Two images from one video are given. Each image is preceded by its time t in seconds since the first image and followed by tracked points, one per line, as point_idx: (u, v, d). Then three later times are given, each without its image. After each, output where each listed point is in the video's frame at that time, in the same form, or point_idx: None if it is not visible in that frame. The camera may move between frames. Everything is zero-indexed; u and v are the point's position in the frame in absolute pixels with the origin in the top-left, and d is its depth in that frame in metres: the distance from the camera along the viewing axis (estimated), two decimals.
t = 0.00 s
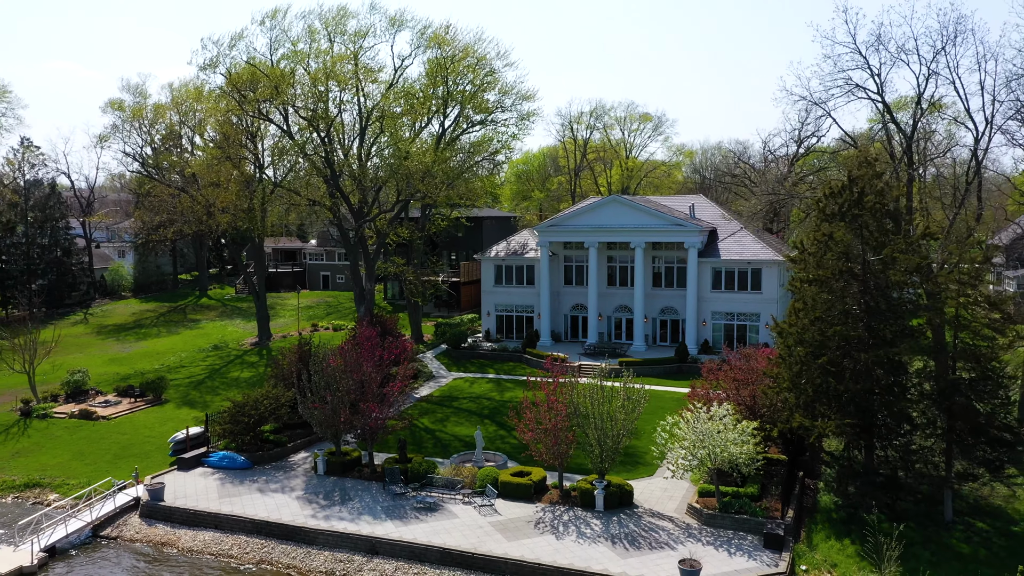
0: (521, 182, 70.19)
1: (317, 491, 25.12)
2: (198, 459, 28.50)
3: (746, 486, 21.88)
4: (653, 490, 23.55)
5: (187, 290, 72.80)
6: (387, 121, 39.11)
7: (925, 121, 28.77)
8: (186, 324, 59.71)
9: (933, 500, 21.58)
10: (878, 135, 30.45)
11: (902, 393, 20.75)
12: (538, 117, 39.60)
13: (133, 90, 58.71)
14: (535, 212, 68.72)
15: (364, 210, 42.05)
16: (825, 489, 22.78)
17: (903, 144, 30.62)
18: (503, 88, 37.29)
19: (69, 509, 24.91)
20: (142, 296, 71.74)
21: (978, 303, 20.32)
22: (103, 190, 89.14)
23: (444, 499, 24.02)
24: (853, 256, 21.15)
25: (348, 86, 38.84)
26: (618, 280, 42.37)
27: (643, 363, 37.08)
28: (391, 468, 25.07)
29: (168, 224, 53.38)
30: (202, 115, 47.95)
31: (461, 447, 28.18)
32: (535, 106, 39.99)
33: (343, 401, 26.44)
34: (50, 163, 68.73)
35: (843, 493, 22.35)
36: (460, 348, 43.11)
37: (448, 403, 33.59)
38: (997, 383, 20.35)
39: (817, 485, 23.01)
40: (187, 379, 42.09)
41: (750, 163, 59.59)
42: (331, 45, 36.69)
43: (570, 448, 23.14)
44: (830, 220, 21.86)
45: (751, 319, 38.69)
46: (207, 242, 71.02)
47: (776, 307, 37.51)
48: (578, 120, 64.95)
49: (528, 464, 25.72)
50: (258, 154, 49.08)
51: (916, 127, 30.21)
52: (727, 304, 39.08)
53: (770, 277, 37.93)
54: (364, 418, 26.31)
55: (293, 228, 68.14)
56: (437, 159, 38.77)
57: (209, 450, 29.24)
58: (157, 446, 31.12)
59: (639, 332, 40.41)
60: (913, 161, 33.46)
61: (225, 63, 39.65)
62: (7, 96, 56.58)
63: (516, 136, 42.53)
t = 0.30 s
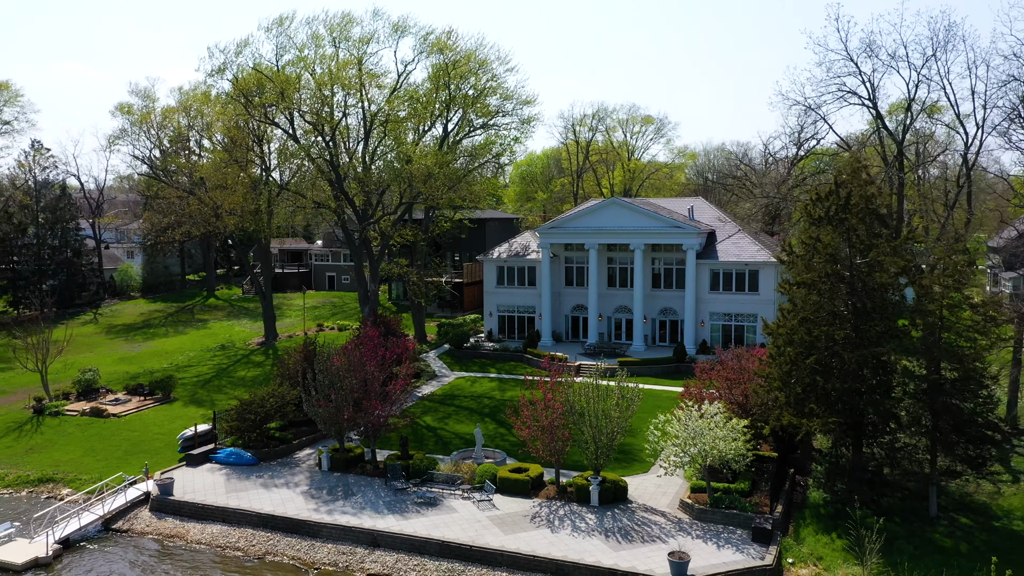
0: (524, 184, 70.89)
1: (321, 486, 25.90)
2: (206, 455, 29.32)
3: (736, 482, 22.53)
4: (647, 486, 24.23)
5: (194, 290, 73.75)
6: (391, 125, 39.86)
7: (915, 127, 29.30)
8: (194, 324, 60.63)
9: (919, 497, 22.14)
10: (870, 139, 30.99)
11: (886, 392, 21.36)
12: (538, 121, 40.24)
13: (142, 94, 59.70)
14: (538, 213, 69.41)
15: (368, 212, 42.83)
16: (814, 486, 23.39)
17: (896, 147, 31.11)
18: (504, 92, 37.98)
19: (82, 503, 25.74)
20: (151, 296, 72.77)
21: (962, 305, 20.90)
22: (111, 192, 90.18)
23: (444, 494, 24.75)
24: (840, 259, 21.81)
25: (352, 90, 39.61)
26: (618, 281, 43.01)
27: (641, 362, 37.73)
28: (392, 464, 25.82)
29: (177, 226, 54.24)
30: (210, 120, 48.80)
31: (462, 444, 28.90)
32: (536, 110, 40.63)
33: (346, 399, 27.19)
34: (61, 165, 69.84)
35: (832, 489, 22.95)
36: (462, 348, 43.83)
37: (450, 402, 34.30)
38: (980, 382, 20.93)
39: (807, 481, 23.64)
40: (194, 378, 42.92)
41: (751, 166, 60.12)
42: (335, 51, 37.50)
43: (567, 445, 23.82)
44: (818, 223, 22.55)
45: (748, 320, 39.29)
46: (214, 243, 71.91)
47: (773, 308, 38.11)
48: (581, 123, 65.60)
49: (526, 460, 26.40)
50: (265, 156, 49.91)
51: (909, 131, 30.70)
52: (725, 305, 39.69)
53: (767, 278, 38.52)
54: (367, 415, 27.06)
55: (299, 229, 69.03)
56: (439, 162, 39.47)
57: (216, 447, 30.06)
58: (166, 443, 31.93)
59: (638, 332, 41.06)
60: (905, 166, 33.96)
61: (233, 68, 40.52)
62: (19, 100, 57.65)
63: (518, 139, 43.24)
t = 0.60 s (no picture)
0: (527, 186, 71.63)
1: (325, 482, 26.66)
2: (214, 452, 30.14)
3: (727, 479, 23.19)
4: (642, 482, 24.91)
5: (202, 291, 74.72)
6: (395, 129, 40.70)
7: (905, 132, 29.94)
8: (201, 324, 61.55)
9: (906, 493, 22.76)
10: (863, 144, 31.62)
11: (873, 391, 22.00)
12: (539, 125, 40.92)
13: (150, 98, 60.71)
14: (541, 215, 70.10)
15: (371, 215, 43.63)
16: (804, 483, 24.02)
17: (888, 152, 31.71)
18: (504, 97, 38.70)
19: (94, 498, 26.59)
20: (159, 296, 73.77)
21: (945, 307, 21.53)
22: (120, 194, 91.35)
23: (445, 490, 25.50)
24: (829, 262, 22.47)
25: (356, 95, 40.44)
26: (618, 283, 43.67)
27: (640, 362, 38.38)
28: (395, 461, 26.57)
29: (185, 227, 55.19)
30: (217, 123, 49.70)
31: (462, 442, 29.63)
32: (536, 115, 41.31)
33: (350, 398, 27.93)
34: (71, 168, 70.95)
35: (821, 486, 23.57)
36: (465, 347, 44.55)
37: (452, 401, 35.02)
38: (964, 382, 21.54)
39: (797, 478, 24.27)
40: (202, 377, 43.79)
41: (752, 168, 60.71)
42: (340, 57, 38.35)
43: (563, 443, 24.51)
44: (807, 227, 23.22)
45: (746, 320, 39.90)
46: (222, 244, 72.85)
47: (770, 309, 38.71)
48: (583, 125, 66.31)
49: (525, 458, 27.11)
50: (271, 159, 50.78)
51: (900, 136, 31.33)
52: (723, 306, 40.30)
53: (764, 280, 39.11)
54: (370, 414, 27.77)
55: (305, 231, 69.92)
56: (442, 166, 40.22)
57: (223, 444, 30.87)
58: (175, 440, 32.77)
59: (638, 332, 41.72)
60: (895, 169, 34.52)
61: (240, 74, 41.41)
62: (31, 105, 58.72)
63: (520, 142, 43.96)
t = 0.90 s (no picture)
0: (531, 188, 72.27)
1: (330, 479, 27.42)
2: (221, 450, 30.94)
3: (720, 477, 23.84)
4: (637, 480, 25.56)
5: (209, 292, 75.67)
6: (399, 134, 41.47)
7: (897, 139, 30.51)
8: (208, 325, 62.46)
9: (893, 491, 23.34)
10: (856, 150, 32.21)
11: (861, 392, 22.60)
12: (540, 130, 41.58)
13: (159, 102, 61.71)
14: (544, 217, 70.72)
15: (376, 218, 44.43)
16: (795, 481, 24.63)
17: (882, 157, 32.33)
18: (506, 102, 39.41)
19: (106, 494, 27.42)
20: (167, 297, 74.81)
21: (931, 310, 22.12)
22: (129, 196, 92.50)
23: (445, 487, 26.22)
24: (819, 266, 23.08)
25: (361, 101, 41.22)
26: (618, 285, 44.31)
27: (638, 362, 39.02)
28: (397, 459, 27.30)
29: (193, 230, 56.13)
30: (225, 127, 50.57)
31: (463, 441, 30.33)
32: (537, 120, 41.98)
33: (354, 397, 28.67)
34: (81, 170, 72.07)
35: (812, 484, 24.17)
36: (467, 348, 45.28)
37: (454, 401, 35.73)
38: (949, 383, 22.11)
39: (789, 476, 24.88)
40: (210, 377, 44.64)
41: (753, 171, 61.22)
42: (345, 63, 39.13)
43: (560, 441, 25.18)
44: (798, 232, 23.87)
45: (744, 322, 40.50)
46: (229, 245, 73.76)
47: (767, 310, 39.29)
48: (585, 128, 66.94)
49: (524, 456, 27.79)
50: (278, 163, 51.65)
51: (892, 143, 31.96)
52: (721, 308, 40.90)
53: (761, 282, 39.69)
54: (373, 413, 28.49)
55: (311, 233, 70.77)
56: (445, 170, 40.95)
57: (231, 442, 31.68)
58: (183, 438, 33.61)
59: (637, 333, 42.35)
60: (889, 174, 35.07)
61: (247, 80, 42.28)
62: (42, 109, 59.77)
63: (522, 146, 44.68)
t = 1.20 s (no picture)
0: (534, 190, 73.04)
1: (333, 477, 28.18)
2: (228, 448, 31.71)
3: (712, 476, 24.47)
4: (632, 478, 26.20)
5: (216, 293, 76.58)
6: (403, 139, 42.27)
7: (888, 145, 31.12)
8: (215, 326, 63.33)
9: (882, 490, 23.89)
10: (849, 156, 32.82)
11: (850, 393, 23.22)
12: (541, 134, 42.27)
13: (167, 107, 62.69)
14: (547, 218, 71.41)
15: (379, 221, 45.22)
16: (786, 479, 25.23)
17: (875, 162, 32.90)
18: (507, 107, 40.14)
19: (116, 491, 28.23)
20: (175, 298, 75.79)
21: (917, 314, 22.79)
22: (137, 198, 93.58)
23: (445, 484, 26.95)
24: (809, 271, 23.71)
25: (365, 106, 42.00)
26: (618, 287, 44.96)
27: (637, 364, 39.65)
28: (399, 458, 28.02)
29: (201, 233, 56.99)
30: (232, 132, 51.44)
31: (464, 440, 31.04)
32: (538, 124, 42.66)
33: (357, 398, 29.39)
34: (91, 173, 73.14)
35: (802, 483, 24.77)
36: (469, 349, 46.00)
37: (456, 401, 36.46)
38: (934, 385, 22.70)
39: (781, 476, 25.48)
40: (217, 377, 45.47)
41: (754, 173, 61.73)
42: (350, 69, 39.94)
43: (557, 441, 25.81)
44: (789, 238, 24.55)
45: (741, 324, 41.07)
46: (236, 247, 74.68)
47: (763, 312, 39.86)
48: (588, 131, 67.63)
49: (522, 455, 28.47)
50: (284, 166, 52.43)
51: (886, 148, 32.56)
52: (719, 310, 41.49)
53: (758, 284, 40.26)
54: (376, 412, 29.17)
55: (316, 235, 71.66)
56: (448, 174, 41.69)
57: (237, 441, 32.46)
58: (191, 437, 34.40)
59: (636, 335, 42.96)
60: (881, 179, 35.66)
61: (254, 86, 43.13)
62: (53, 113, 60.78)
63: (524, 150, 45.42)
